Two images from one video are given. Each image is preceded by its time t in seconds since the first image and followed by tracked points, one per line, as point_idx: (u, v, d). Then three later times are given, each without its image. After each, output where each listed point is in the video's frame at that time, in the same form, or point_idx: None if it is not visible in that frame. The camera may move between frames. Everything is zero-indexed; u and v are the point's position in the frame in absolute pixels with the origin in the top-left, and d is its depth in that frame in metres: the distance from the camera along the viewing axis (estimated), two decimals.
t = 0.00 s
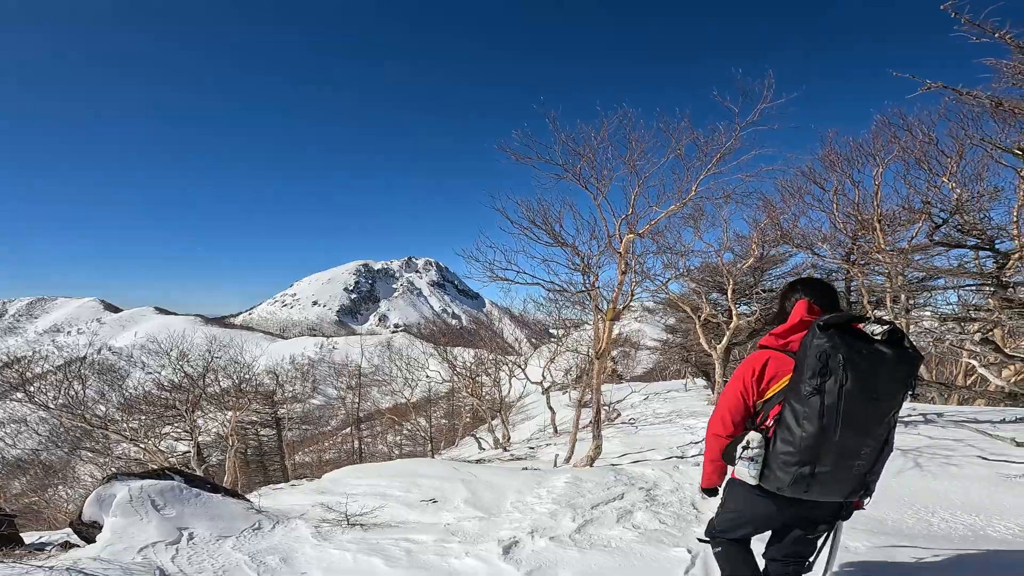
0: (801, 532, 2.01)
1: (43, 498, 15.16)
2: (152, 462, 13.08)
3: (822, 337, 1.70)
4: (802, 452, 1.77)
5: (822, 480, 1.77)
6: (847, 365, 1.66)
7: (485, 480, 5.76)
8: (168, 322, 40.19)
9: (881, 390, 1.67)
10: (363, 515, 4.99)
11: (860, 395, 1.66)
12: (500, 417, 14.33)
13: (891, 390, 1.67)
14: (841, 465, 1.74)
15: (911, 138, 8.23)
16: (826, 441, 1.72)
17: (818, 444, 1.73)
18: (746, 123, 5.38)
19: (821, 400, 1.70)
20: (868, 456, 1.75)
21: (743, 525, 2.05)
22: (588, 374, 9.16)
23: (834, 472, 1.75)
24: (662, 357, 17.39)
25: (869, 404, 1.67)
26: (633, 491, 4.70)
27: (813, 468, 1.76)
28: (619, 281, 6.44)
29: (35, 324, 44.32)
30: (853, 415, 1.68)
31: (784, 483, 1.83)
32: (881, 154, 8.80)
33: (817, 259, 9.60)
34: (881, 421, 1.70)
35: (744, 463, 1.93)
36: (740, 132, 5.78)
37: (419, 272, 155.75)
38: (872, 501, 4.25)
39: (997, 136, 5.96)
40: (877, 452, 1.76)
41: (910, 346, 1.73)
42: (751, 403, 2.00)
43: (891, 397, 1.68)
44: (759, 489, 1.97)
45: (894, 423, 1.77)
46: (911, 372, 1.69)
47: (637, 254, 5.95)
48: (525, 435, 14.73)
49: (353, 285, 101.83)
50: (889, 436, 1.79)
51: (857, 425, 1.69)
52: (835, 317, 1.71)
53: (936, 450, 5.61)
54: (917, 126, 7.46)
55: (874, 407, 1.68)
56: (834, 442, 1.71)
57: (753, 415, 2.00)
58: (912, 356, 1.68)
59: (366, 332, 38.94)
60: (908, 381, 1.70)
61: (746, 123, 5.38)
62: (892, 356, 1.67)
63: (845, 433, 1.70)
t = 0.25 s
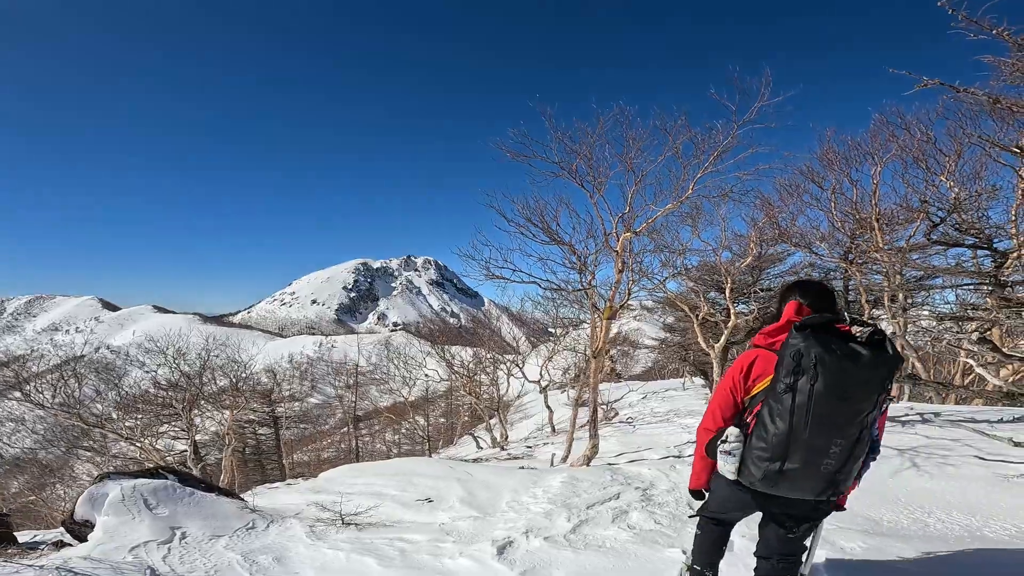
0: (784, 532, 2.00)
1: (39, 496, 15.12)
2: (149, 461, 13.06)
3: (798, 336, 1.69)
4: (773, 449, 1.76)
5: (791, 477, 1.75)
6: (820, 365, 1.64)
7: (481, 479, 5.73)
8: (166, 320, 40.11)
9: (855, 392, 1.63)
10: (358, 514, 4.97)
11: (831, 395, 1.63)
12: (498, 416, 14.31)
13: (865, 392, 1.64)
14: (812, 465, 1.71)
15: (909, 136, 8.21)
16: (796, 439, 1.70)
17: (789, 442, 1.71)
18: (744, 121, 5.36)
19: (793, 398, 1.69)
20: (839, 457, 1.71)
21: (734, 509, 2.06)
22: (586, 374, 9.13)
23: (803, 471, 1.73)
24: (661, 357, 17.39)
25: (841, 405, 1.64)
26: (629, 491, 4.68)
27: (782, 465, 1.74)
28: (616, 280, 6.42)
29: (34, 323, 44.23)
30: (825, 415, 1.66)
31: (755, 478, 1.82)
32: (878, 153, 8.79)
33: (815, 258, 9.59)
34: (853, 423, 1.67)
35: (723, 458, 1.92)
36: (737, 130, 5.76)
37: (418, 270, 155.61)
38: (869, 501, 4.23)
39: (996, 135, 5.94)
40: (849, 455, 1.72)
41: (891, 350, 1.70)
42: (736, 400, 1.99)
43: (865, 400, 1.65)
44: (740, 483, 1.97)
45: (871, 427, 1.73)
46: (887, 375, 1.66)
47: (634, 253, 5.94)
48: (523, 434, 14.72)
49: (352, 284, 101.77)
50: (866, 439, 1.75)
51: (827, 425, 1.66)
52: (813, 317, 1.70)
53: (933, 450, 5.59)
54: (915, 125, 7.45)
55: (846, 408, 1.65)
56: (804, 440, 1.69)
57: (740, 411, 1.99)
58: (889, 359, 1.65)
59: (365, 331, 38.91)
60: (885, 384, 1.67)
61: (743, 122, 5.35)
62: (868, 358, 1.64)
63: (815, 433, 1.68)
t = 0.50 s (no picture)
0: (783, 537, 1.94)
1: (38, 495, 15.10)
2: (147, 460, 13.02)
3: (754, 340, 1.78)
4: (734, 450, 1.84)
5: (752, 479, 1.78)
6: (769, 368, 1.71)
7: (477, 479, 5.67)
8: (167, 319, 40.08)
9: (804, 394, 1.65)
10: (351, 514, 4.91)
11: (779, 398, 1.69)
12: (498, 415, 14.26)
13: (816, 396, 1.65)
14: (770, 466, 1.74)
15: (910, 134, 8.15)
16: (752, 441, 1.76)
17: (746, 444, 1.78)
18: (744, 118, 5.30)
19: (750, 401, 1.77)
20: (800, 461, 1.71)
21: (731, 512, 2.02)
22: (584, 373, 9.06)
23: (762, 473, 1.76)
24: (661, 355, 17.32)
25: (792, 408, 1.67)
26: (626, 491, 4.62)
27: (742, 466, 1.80)
28: (614, 278, 6.37)
29: (35, 322, 44.25)
30: (776, 417, 1.70)
31: (722, 479, 1.89)
32: (880, 151, 8.72)
33: (816, 257, 9.52)
34: (809, 427, 1.68)
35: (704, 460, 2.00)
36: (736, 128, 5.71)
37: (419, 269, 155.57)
38: (870, 502, 4.18)
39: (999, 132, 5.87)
40: (812, 459, 1.71)
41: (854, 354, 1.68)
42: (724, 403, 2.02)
43: (818, 403, 1.65)
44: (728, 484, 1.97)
45: (837, 432, 1.70)
46: (844, 379, 1.65)
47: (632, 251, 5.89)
48: (522, 433, 14.66)
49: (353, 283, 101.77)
50: (835, 444, 1.72)
51: (779, 428, 1.70)
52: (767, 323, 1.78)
53: (934, 450, 5.54)
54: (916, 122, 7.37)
55: (798, 412, 1.67)
56: (760, 441, 1.74)
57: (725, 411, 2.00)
58: (845, 363, 1.65)
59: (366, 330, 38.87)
60: (843, 389, 1.66)
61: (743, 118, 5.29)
62: (820, 361, 1.66)
63: (769, 434, 1.72)
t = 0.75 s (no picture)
0: (771, 546, 1.84)
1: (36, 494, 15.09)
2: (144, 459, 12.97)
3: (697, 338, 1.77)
4: (693, 452, 1.81)
5: (705, 482, 1.73)
6: (706, 368, 1.68)
7: (469, 480, 5.55)
8: (170, 319, 40.17)
9: (737, 394, 1.58)
10: (337, 515, 4.81)
11: (715, 398, 1.65)
12: (497, 415, 14.15)
13: (749, 397, 1.56)
14: (719, 469, 1.67)
15: (914, 129, 7.97)
16: (701, 442, 1.73)
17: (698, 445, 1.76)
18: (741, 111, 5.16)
19: (697, 401, 1.76)
20: (748, 465, 1.62)
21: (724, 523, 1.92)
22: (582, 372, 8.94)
23: (713, 476, 1.70)
24: (663, 355, 17.16)
25: (729, 409, 1.61)
26: (620, 493, 4.50)
27: (697, 467, 1.76)
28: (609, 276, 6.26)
29: (39, 322, 44.44)
30: (715, 418, 1.65)
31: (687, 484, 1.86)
32: (883, 146, 8.55)
33: (817, 255, 9.37)
34: (750, 430, 1.58)
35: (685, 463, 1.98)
36: (732, 121, 5.57)
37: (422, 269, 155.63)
38: (870, 505, 4.05)
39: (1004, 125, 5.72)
40: (760, 462, 1.60)
41: (798, 351, 1.54)
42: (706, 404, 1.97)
43: (753, 404, 1.56)
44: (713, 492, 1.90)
45: (788, 435, 1.56)
46: (781, 379, 1.53)
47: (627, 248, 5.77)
48: (522, 433, 14.54)
49: (356, 282, 101.85)
50: (790, 448, 1.58)
51: (719, 429, 1.64)
52: (709, 321, 1.74)
53: (938, 451, 5.40)
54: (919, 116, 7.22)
55: (734, 413, 1.60)
56: (705, 443, 1.70)
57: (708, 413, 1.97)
58: (781, 361, 1.53)
59: (369, 330, 38.82)
60: (783, 389, 1.53)
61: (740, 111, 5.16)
62: (754, 360, 1.56)
63: (711, 435, 1.67)
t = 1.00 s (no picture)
0: (742, 556, 1.71)
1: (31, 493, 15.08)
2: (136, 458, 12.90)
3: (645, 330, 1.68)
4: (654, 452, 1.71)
5: (661, 485, 1.62)
6: (655, 362, 1.59)
7: (456, 482, 5.41)
8: (174, 319, 40.33)
9: (682, 389, 1.49)
10: (316, 516, 4.70)
11: (663, 394, 1.55)
12: (495, 415, 14.03)
13: (694, 392, 1.46)
14: (673, 471, 1.56)
15: (913, 124, 7.81)
16: (656, 442, 1.63)
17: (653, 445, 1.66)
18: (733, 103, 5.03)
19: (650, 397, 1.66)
20: (700, 466, 1.50)
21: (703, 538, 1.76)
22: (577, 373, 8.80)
23: (669, 478, 1.59)
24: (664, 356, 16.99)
25: (676, 406, 1.51)
26: (606, 496, 4.37)
27: (654, 470, 1.66)
28: (600, 273, 6.12)
29: (43, 322, 44.76)
30: (664, 416, 1.56)
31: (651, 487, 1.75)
32: (882, 142, 8.39)
33: (816, 254, 9.21)
34: (698, 428, 1.47)
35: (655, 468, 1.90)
36: (724, 114, 5.43)
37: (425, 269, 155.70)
38: (864, 510, 3.90)
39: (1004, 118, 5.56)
40: (713, 463, 1.47)
41: (744, 341, 1.41)
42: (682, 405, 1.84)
43: (698, 399, 1.45)
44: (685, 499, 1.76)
45: (740, 433, 1.44)
46: (726, 372, 1.41)
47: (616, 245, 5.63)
48: (519, 434, 14.42)
49: (359, 283, 102.04)
50: (743, 448, 1.45)
51: (668, 427, 1.55)
52: (658, 312, 1.64)
53: (937, 454, 5.24)
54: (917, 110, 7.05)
55: (681, 410, 1.50)
56: (659, 443, 1.60)
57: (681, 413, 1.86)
58: (725, 352, 1.42)
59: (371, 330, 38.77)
60: (728, 383, 1.41)
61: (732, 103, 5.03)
62: (697, 352, 1.46)
63: (662, 435, 1.57)
